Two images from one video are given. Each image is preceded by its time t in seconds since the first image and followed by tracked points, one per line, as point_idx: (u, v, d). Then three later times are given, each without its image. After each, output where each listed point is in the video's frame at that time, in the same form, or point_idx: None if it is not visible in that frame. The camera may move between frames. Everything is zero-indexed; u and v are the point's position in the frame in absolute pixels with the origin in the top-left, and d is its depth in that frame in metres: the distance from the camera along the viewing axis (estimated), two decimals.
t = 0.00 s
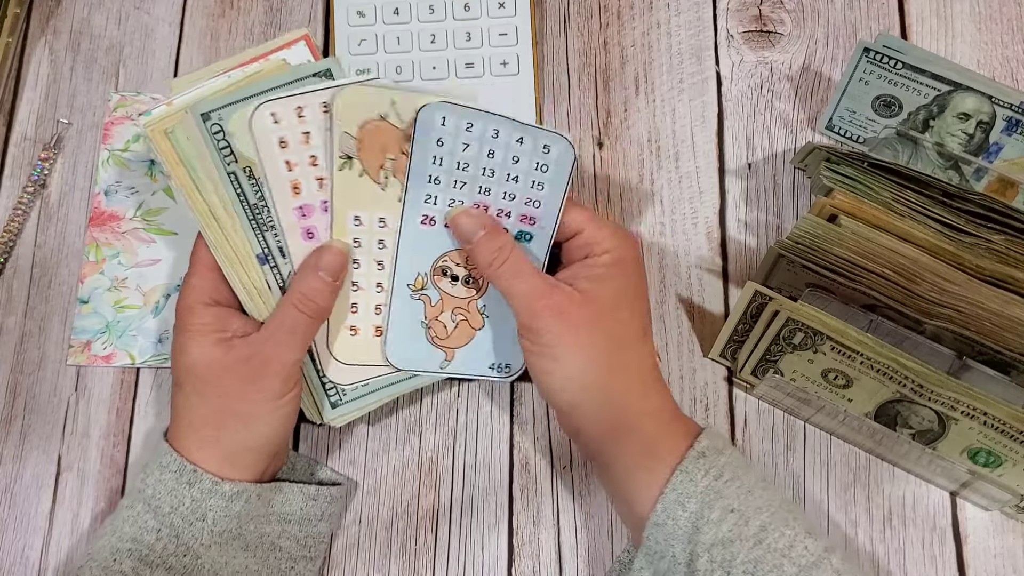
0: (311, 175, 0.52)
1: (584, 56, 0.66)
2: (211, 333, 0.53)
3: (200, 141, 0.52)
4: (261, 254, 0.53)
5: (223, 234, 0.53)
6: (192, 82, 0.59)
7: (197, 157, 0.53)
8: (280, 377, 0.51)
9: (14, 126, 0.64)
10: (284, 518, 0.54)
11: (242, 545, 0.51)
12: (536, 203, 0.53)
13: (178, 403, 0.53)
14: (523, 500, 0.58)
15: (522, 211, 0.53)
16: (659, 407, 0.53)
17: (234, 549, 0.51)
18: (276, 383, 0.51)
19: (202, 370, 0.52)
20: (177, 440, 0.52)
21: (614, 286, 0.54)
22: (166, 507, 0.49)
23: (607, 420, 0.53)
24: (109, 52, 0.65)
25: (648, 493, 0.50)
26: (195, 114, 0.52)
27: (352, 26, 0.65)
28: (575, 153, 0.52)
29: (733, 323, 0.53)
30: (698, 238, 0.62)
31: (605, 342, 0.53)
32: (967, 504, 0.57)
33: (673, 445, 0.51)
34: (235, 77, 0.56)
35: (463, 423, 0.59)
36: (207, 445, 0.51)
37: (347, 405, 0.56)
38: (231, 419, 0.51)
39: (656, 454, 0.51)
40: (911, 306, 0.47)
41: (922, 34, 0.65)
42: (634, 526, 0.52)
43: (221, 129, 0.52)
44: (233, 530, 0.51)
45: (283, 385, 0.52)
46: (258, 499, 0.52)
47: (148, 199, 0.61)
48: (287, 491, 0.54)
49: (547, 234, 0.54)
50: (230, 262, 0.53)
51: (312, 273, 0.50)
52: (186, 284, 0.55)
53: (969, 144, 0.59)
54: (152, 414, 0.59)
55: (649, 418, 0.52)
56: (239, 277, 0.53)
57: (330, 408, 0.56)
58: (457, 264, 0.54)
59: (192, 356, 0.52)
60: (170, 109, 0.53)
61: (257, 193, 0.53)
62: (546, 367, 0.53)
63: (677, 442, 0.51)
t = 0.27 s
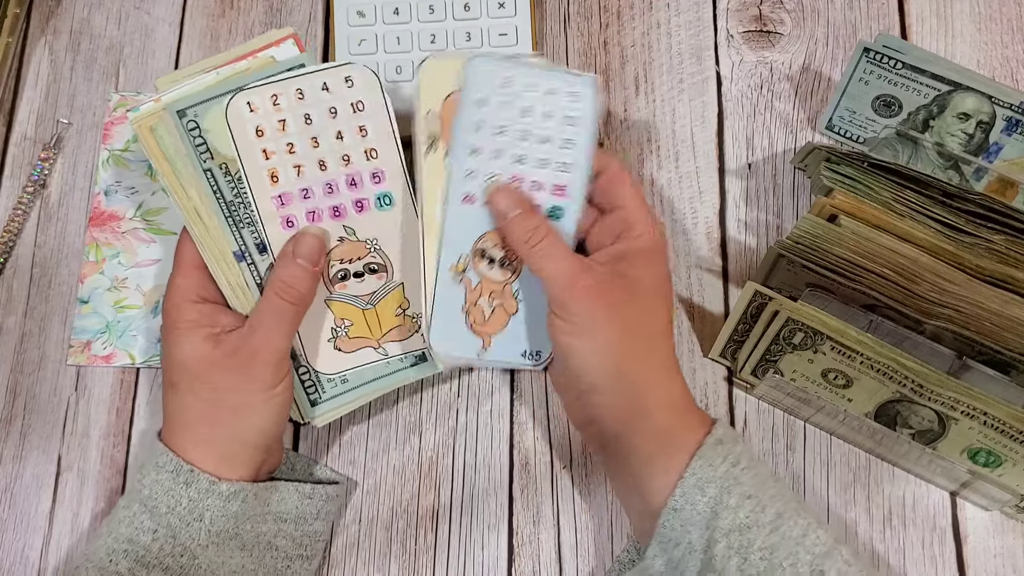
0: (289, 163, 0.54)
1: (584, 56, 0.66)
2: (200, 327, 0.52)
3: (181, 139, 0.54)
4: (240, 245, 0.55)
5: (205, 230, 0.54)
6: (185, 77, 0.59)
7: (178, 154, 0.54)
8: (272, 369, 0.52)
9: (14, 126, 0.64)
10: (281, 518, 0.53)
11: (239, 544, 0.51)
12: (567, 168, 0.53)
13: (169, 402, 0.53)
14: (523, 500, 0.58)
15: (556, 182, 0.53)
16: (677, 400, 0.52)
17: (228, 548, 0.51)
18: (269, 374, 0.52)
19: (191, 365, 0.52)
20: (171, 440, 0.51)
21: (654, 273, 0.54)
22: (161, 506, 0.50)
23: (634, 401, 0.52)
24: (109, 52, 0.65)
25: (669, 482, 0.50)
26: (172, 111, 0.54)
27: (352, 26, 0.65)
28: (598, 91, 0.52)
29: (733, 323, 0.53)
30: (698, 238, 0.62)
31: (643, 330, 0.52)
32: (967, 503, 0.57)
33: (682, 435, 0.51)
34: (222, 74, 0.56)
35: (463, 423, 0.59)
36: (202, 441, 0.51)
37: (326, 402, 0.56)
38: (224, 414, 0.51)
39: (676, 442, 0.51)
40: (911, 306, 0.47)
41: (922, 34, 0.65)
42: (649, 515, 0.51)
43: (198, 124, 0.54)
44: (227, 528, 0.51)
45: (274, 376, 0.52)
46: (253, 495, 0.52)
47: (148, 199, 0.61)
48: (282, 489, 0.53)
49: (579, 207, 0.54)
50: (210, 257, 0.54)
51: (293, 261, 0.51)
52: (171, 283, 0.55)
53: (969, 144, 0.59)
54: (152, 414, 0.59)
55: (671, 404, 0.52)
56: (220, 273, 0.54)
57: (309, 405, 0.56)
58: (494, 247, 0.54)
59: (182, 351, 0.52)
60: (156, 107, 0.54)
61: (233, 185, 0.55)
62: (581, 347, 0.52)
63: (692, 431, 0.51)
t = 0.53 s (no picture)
0: (359, 170, 0.54)
1: (584, 56, 0.66)
2: (210, 337, 0.52)
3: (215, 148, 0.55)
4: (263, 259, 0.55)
5: (228, 243, 0.55)
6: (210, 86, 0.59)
7: (211, 165, 0.55)
8: (283, 381, 0.52)
9: (14, 126, 0.64)
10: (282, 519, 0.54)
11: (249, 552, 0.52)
12: (524, 209, 0.54)
13: (179, 410, 0.53)
14: (523, 500, 0.58)
15: (513, 218, 0.54)
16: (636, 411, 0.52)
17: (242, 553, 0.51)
18: (279, 385, 0.52)
19: (202, 374, 0.52)
20: (182, 448, 0.51)
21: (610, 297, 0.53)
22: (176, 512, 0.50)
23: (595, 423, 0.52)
24: (109, 52, 0.65)
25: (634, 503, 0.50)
26: (206, 122, 0.55)
27: (352, 26, 0.65)
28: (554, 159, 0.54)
29: (733, 323, 0.53)
30: (698, 238, 0.62)
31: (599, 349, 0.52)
32: (967, 504, 0.57)
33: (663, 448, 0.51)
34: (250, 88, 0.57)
35: (463, 423, 0.59)
36: (212, 450, 0.51)
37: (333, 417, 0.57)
38: (234, 424, 0.51)
39: (641, 462, 0.50)
40: (911, 306, 0.47)
41: (923, 34, 0.65)
42: (620, 531, 0.51)
43: (236, 135, 0.55)
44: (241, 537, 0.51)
45: (284, 387, 0.52)
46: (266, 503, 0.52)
47: (148, 199, 0.61)
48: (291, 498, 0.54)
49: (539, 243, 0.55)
50: (228, 269, 0.55)
51: (312, 274, 0.51)
52: (179, 291, 0.54)
53: (969, 144, 0.59)
54: (152, 414, 0.59)
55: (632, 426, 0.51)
56: (235, 286, 0.55)
57: (317, 417, 0.57)
58: (455, 275, 0.55)
59: (194, 361, 0.52)
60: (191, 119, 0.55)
61: (263, 199, 0.56)
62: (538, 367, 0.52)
63: (662, 449, 0.50)
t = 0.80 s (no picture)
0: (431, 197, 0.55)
1: (584, 56, 0.66)
2: (146, 322, 0.51)
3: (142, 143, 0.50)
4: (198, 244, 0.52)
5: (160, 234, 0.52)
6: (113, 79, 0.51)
7: (124, 153, 0.50)
8: (226, 346, 0.50)
9: (14, 126, 0.64)
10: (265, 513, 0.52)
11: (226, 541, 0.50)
12: (572, 198, 0.54)
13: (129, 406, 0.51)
14: (523, 500, 0.58)
15: (561, 212, 0.54)
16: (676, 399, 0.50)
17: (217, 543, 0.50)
18: (223, 353, 0.50)
19: (144, 363, 0.50)
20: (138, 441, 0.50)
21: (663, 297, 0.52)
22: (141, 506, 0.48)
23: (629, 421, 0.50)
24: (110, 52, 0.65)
25: (673, 501, 0.48)
26: (116, 108, 0.49)
27: (352, 26, 0.65)
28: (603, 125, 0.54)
29: (733, 323, 0.53)
30: (699, 238, 0.62)
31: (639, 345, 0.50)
32: (967, 504, 0.57)
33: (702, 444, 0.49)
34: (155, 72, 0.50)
35: (464, 423, 0.59)
36: (170, 437, 0.49)
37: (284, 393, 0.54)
38: (188, 404, 0.50)
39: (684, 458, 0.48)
40: (911, 306, 0.47)
41: (922, 34, 0.65)
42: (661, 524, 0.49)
43: (137, 119, 0.49)
44: (216, 525, 0.50)
45: (228, 352, 0.50)
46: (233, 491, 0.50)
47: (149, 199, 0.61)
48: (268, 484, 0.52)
49: (587, 235, 0.55)
50: (168, 262, 0.52)
51: (212, 234, 0.50)
52: (109, 284, 0.52)
53: (969, 145, 0.59)
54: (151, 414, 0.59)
55: (678, 421, 0.50)
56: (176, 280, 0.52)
57: (269, 396, 0.54)
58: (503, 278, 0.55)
59: (133, 351, 0.50)
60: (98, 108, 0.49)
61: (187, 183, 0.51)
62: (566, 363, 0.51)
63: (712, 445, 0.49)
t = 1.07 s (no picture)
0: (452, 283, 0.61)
1: (584, 56, 0.66)
2: (173, 339, 0.49)
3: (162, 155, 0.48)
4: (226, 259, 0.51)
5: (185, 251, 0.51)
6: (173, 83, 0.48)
7: (169, 171, 0.48)
8: (247, 376, 0.49)
9: (14, 126, 0.64)
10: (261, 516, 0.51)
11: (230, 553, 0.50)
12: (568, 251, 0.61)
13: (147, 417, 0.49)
14: (523, 500, 0.58)
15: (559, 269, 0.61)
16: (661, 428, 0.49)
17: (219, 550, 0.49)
18: (247, 381, 0.49)
19: (169, 381, 0.48)
20: (150, 455, 0.49)
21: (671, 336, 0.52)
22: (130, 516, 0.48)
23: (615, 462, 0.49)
24: (110, 52, 0.65)
25: (664, 528, 0.47)
26: (176, 115, 0.46)
27: (352, 26, 0.65)
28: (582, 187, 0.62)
29: (733, 323, 0.53)
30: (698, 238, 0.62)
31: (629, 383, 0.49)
32: (967, 504, 0.57)
33: (699, 472, 0.49)
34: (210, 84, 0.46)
35: (463, 423, 0.59)
36: (179, 458, 0.48)
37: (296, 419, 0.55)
38: (200, 428, 0.48)
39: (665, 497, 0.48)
40: (911, 306, 0.47)
41: (922, 34, 0.65)
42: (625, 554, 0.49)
43: (189, 134, 0.47)
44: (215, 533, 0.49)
45: (253, 381, 0.49)
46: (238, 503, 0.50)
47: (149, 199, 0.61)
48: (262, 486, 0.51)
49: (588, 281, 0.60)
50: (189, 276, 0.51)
51: (249, 259, 0.47)
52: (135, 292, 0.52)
53: (969, 145, 0.59)
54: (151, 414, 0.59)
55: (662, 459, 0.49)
56: (202, 295, 0.51)
57: (282, 419, 0.55)
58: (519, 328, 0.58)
59: (159, 367, 0.49)
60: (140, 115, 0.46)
61: (228, 201, 0.50)
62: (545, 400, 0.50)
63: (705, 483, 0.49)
